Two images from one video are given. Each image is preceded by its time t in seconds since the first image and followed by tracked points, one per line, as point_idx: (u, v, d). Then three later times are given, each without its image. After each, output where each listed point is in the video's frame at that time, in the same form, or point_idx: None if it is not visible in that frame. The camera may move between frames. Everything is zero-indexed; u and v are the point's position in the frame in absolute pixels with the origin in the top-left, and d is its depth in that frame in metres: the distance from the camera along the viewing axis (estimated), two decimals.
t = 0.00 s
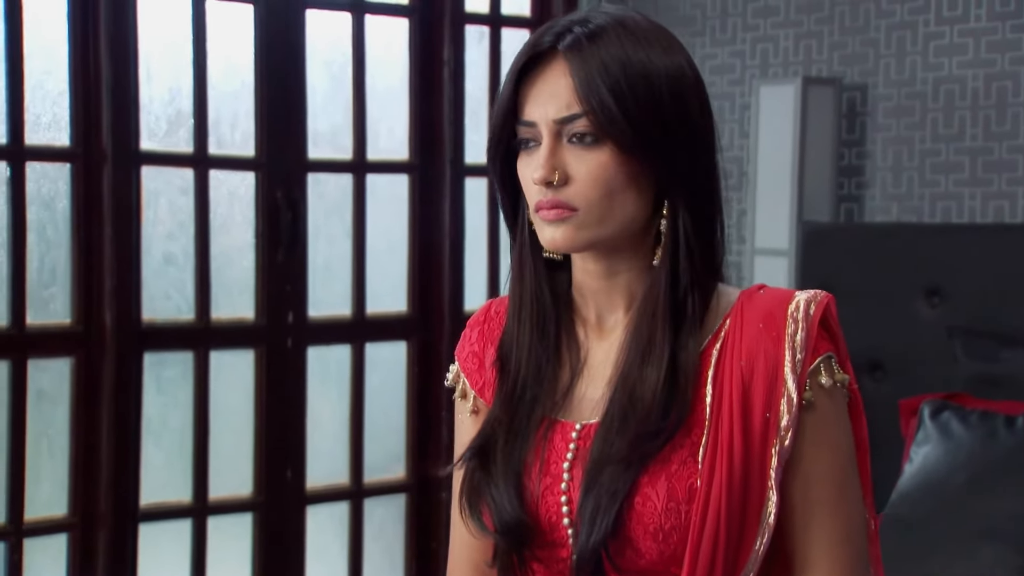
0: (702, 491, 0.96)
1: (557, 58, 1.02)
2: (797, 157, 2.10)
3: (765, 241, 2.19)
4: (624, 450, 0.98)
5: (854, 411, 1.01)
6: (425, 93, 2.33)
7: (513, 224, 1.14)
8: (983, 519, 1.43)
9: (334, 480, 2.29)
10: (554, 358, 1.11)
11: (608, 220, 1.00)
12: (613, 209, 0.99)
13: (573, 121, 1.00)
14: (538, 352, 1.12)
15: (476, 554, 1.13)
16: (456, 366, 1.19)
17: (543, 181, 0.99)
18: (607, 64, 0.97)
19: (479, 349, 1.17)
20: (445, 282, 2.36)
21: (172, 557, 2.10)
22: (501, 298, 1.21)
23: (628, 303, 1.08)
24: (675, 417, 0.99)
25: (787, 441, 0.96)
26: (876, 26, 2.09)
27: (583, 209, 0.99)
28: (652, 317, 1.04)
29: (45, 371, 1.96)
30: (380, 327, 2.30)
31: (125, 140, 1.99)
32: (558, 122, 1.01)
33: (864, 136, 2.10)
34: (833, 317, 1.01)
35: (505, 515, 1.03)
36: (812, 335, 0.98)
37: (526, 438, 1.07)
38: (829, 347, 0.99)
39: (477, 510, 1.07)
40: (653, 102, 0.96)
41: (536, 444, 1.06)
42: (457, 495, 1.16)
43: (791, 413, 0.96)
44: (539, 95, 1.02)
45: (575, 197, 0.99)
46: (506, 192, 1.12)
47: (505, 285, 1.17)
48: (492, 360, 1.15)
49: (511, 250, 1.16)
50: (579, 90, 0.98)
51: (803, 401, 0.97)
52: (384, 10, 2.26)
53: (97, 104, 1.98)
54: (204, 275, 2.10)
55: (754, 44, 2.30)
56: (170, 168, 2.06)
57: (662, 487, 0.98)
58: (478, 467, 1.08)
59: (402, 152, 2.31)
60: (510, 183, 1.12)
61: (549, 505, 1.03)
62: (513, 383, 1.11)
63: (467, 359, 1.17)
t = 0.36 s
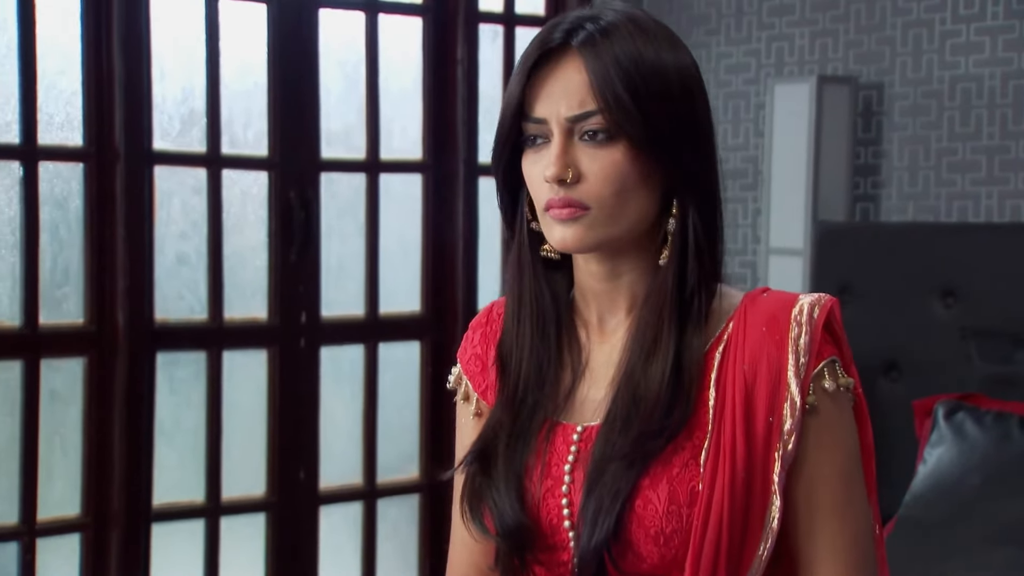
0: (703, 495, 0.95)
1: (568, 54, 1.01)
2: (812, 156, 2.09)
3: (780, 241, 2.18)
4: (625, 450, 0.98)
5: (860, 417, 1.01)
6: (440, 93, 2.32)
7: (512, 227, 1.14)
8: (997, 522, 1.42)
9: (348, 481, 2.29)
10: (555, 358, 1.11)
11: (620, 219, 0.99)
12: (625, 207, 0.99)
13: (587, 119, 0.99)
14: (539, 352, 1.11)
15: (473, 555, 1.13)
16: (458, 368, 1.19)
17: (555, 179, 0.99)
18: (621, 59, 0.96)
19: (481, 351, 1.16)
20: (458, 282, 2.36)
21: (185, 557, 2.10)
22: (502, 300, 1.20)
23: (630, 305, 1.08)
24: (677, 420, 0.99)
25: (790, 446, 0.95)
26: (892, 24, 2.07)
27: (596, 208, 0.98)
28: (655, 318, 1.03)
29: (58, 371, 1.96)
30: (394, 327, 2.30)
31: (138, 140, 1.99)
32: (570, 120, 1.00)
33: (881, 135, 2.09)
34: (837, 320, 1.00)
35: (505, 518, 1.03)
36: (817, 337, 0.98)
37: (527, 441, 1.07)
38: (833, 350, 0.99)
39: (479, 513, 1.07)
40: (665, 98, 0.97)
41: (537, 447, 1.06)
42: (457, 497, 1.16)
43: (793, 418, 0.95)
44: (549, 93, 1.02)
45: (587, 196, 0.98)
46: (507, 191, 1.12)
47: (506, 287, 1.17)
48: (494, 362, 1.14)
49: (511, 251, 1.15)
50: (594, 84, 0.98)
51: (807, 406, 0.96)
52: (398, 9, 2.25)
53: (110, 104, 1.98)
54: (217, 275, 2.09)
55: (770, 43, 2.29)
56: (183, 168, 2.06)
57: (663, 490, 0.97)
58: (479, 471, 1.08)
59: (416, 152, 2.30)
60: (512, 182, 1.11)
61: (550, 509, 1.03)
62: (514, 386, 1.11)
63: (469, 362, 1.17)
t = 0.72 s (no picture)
0: (706, 501, 0.95)
1: (558, 55, 1.01)
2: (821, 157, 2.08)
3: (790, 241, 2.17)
4: (628, 455, 0.98)
5: (861, 421, 1.01)
6: (449, 93, 2.31)
7: (512, 224, 1.14)
8: (1004, 524, 1.41)
9: (356, 482, 2.28)
10: (555, 361, 1.11)
11: (610, 220, 0.98)
12: (616, 208, 0.98)
13: (575, 119, 0.99)
14: (540, 353, 1.11)
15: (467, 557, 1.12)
16: (456, 368, 1.18)
17: (544, 179, 0.98)
18: (610, 61, 0.95)
19: (482, 352, 1.16)
20: (467, 283, 2.35)
21: (193, 558, 2.10)
22: (502, 300, 1.20)
23: (629, 307, 1.08)
24: (680, 424, 0.99)
25: (793, 451, 0.95)
26: (903, 23, 2.06)
27: (586, 208, 0.98)
28: (654, 321, 1.03)
29: (65, 371, 1.96)
30: (402, 328, 2.29)
31: (145, 141, 1.99)
32: (559, 120, 0.99)
33: (892, 135, 2.08)
34: (838, 325, 1.00)
35: (506, 520, 1.02)
36: (818, 343, 0.98)
37: (528, 443, 1.06)
38: (835, 356, 0.99)
39: (479, 515, 1.06)
40: (656, 102, 0.95)
41: (539, 452, 1.05)
42: (450, 498, 1.15)
43: (796, 423, 0.96)
44: (540, 93, 1.01)
45: (576, 197, 0.98)
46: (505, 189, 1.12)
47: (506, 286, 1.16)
48: (494, 363, 1.14)
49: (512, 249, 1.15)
50: (582, 86, 0.97)
51: (808, 411, 0.97)
52: (407, 9, 2.24)
53: (117, 105, 1.97)
54: (224, 275, 2.09)
55: (780, 42, 2.27)
56: (191, 168, 2.05)
57: (666, 496, 0.97)
58: (482, 473, 1.07)
59: (425, 152, 2.30)
60: (512, 179, 1.11)
61: (551, 515, 1.02)
62: (515, 386, 1.10)
63: (468, 363, 1.16)
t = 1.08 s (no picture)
0: (705, 503, 0.94)
1: (558, 56, 1.00)
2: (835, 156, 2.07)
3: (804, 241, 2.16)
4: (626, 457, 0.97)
5: (862, 422, 0.99)
6: (461, 92, 2.31)
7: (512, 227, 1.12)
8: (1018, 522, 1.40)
9: (368, 483, 2.28)
10: (556, 362, 1.10)
11: (613, 222, 0.97)
12: (617, 209, 0.97)
13: (576, 120, 0.98)
14: (541, 355, 1.10)
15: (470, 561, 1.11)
16: (459, 371, 1.17)
17: (545, 181, 0.97)
18: (611, 61, 0.95)
19: (483, 354, 1.15)
20: (479, 283, 2.34)
21: (206, 559, 2.09)
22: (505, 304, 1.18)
23: (630, 308, 1.06)
24: (679, 425, 0.98)
25: (792, 453, 0.94)
26: (918, 22, 2.05)
27: (588, 210, 0.97)
28: (654, 324, 1.02)
29: (77, 371, 1.97)
30: (414, 328, 2.29)
31: (157, 141, 1.99)
32: (560, 121, 0.98)
33: (906, 135, 2.06)
34: (840, 325, 0.99)
35: (506, 523, 1.02)
36: (819, 343, 0.96)
37: (528, 445, 1.06)
38: (836, 356, 0.97)
39: (479, 517, 1.06)
40: (658, 101, 0.95)
41: (538, 455, 1.05)
42: (455, 502, 1.13)
43: (795, 425, 0.94)
44: (540, 95, 1.00)
45: (578, 198, 0.97)
46: (504, 190, 1.10)
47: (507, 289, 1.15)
48: (496, 365, 1.13)
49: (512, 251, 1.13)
50: (582, 86, 0.96)
51: (808, 412, 0.95)
52: (419, 8, 2.24)
53: (129, 105, 1.97)
54: (236, 276, 2.09)
55: (794, 41, 2.26)
56: (203, 169, 2.05)
57: (664, 498, 0.96)
58: (481, 475, 1.06)
59: (437, 152, 2.29)
60: (511, 181, 1.09)
61: (551, 518, 1.02)
62: (515, 388, 1.09)
63: (472, 365, 1.15)
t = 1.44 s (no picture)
0: (701, 503, 0.94)
1: (556, 54, 0.99)
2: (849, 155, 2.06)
3: (818, 242, 2.15)
4: (622, 455, 0.97)
5: (862, 421, 0.98)
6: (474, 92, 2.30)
7: (512, 225, 1.12)
8: None
9: (380, 484, 2.27)
10: (554, 361, 1.09)
11: (609, 222, 0.97)
12: (614, 210, 0.97)
13: (573, 119, 0.97)
14: (539, 354, 1.09)
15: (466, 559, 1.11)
16: (457, 370, 1.16)
17: (541, 181, 0.97)
18: (607, 60, 0.94)
19: (481, 353, 1.14)
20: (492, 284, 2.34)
21: (217, 560, 2.09)
22: (503, 302, 1.18)
23: (630, 308, 1.05)
24: (675, 424, 0.97)
25: (788, 452, 0.93)
26: (933, 21, 2.03)
27: (584, 211, 0.96)
28: (652, 323, 1.01)
29: (88, 371, 1.97)
30: (426, 329, 2.28)
31: (168, 141, 1.99)
32: (557, 120, 0.98)
33: (921, 134, 2.05)
34: (839, 323, 0.98)
35: (500, 522, 1.01)
36: (816, 341, 0.95)
37: (524, 443, 1.05)
38: (834, 354, 0.96)
39: (474, 516, 1.05)
40: (656, 103, 0.94)
41: (534, 453, 1.04)
42: (451, 500, 1.13)
43: (792, 423, 0.93)
44: (538, 93, 1.00)
45: (574, 198, 0.96)
46: (502, 189, 1.10)
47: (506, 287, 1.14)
48: (494, 364, 1.12)
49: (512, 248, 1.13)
50: (578, 86, 0.96)
51: (805, 410, 0.94)
52: (431, 8, 2.24)
53: (140, 105, 1.97)
54: (248, 276, 2.09)
55: (809, 40, 2.25)
56: (214, 168, 2.05)
57: (660, 497, 0.96)
58: (477, 474, 1.06)
59: (449, 152, 2.29)
60: (511, 175, 1.09)
61: (546, 517, 1.01)
62: (513, 387, 1.09)
63: (469, 364, 1.15)
